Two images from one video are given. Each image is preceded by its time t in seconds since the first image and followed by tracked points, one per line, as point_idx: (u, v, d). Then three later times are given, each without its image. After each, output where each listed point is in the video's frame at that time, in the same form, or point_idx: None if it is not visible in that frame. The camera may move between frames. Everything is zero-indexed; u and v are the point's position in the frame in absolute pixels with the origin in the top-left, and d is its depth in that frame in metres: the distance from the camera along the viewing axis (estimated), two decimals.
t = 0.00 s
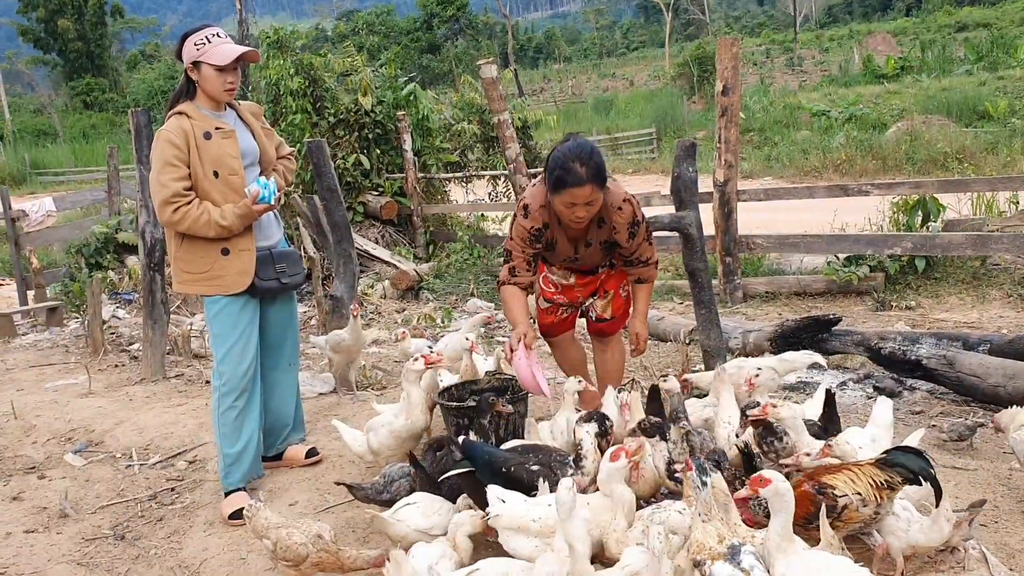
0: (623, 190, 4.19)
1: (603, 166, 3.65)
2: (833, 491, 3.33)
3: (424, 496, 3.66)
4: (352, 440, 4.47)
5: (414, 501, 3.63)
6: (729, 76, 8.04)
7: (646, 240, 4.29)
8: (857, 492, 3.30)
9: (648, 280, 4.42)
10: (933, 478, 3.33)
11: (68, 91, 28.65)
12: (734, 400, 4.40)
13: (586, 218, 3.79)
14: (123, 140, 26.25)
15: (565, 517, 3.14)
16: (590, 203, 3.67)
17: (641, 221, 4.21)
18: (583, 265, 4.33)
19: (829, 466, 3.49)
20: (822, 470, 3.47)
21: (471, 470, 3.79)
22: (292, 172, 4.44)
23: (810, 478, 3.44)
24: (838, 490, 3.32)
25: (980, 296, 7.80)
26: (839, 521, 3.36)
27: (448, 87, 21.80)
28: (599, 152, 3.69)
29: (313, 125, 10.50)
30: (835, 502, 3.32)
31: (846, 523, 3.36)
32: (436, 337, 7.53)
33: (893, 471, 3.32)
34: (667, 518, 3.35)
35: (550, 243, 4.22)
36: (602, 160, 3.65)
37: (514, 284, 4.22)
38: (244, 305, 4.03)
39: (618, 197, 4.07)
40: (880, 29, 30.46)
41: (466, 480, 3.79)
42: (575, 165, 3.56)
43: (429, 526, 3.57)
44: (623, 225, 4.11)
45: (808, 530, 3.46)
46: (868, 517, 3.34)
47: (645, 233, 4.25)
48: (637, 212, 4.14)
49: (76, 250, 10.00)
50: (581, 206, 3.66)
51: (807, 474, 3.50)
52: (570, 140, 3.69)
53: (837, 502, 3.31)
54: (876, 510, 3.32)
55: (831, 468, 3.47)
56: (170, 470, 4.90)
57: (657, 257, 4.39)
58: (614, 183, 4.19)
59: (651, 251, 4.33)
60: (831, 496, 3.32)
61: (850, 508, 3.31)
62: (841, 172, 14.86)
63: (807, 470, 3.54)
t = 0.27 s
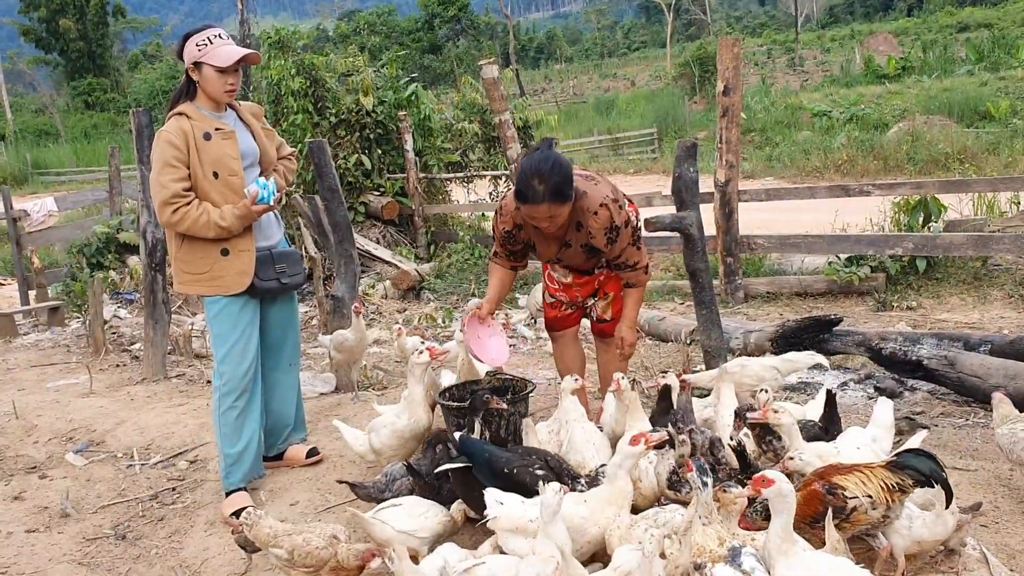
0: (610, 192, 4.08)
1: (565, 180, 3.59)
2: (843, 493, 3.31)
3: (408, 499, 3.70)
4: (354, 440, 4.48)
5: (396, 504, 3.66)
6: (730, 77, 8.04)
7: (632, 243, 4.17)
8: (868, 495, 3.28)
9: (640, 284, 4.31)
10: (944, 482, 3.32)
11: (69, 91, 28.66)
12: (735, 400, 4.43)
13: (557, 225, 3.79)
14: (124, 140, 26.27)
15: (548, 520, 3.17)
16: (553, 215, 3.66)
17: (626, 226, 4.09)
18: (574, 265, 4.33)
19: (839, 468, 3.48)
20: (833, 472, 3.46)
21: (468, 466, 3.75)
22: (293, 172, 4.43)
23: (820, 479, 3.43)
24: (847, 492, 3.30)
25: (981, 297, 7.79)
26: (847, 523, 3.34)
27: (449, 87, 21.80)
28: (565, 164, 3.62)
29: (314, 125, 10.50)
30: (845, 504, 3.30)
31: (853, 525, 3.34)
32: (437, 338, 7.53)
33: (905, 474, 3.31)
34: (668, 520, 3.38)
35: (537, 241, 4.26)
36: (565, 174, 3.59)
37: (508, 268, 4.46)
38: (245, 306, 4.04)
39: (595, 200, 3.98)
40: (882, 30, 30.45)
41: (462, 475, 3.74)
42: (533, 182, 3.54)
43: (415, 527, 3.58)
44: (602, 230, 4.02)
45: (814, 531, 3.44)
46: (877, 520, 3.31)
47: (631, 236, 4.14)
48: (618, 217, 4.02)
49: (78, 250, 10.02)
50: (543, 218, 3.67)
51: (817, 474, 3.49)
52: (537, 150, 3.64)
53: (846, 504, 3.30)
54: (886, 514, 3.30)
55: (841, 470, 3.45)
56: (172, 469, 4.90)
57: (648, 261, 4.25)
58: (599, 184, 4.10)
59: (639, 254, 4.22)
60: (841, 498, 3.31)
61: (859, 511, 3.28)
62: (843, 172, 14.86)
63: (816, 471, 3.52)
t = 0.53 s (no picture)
0: (578, 203, 3.79)
1: (514, 201, 3.44)
2: (836, 494, 3.33)
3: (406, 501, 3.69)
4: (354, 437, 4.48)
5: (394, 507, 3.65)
6: (730, 77, 8.03)
7: (594, 261, 3.85)
8: (861, 495, 3.29)
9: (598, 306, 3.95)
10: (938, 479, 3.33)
11: (69, 90, 28.66)
12: (735, 401, 4.43)
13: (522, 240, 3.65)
14: (125, 139, 26.25)
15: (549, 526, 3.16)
16: (506, 233, 3.55)
17: (590, 241, 3.80)
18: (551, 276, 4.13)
19: (832, 469, 3.50)
20: (827, 473, 3.47)
21: (466, 464, 3.65)
22: (293, 172, 4.43)
23: (814, 481, 3.44)
24: (841, 492, 3.32)
25: (981, 297, 7.79)
26: (842, 523, 3.36)
27: (449, 87, 21.80)
28: (515, 182, 3.47)
29: (314, 125, 10.50)
30: (839, 505, 3.31)
31: (848, 524, 3.36)
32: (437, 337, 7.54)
33: (897, 472, 3.33)
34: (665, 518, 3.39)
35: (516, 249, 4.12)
36: (515, 194, 3.44)
37: (489, 286, 4.27)
38: (244, 305, 4.04)
39: (559, 209, 3.70)
40: (882, 30, 30.44)
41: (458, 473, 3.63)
42: (481, 203, 3.47)
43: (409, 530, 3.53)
44: (562, 247, 3.75)
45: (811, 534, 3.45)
46: (872, 519, 3.33)
47: (595, 252, 3.82)
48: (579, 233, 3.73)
49: (78, 249, 10.02)
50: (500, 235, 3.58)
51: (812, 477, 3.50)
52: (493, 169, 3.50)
53: (841, 505, 3.31)
54: (881, 512, 3.31)
55: (835, 471, 3.47)
56: (171, 469, 4.90)
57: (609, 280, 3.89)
58: (571, 192, 3.83)
59: (602, 272, 3.89)
60: (835, 498, 3.32)
61: (854, 511, 3.31)
62: (842, 172, 14.88)
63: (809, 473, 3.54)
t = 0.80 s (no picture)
0: (561, 223, 3.82)
1: (498, 227, 3.45)
2: (839, 494, 3.30)
3: (407, 498, 3.69)
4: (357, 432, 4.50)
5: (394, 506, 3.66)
6: (730, 76, 8.02)
7: (567, 282, 3.89)
8: (864, 495, 3.27)
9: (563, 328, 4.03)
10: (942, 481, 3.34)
11: (69, 89, 28.67)
12: (734, 399, 4.43)
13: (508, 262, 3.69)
14: (125, 139, 26.24)
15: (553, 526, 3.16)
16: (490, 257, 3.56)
17: (568, 262, 3.84)
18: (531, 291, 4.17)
19: (835, 470, 3.48)
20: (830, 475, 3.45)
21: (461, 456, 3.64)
22: (292, 171, 4.43)
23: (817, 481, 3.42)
24: (844, 493, 3.30)
25: (981, 296, 7.79)
26: (845, 524, 3.33)
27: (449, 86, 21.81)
28: (499, 208, 3.48)
29: (314, 124, 10.50)
30: (842, 505, 3.29)
31: (852, 525, 3.33)
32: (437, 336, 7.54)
33: (901, 473, 3.32)
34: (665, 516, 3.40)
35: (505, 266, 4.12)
36: (499, 221, 3.46)
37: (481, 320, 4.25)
38: (244, 303, 4.03)
39: (544, 229, 3.72)
40: (882, 29, 30.44)
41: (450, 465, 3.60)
42: (466, 233, 3.47)
43: (410, 529, 3.58)
44: (540, 267, 3.80)
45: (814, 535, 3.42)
46: (876, 519, 3.30)
47: (570, 273, 3.86)
48: (558, 256, 3.77)
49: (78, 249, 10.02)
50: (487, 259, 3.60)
51: (815, 478, 3.48)
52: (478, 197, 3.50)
53: (844, 506, 3.29)
54: (885, 512, 3.29)
55: (837, 472, 3.46)
56: (171, 467, 4.90)
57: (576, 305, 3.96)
58: (553, 211, 3.86)
59: (571, 295, 3.94)
60: (838, 499, 3.30)
61: (857, 511, 3.28)
62: (843, 171, 14.89)
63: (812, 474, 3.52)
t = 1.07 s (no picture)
0: (555, 213, 3.86)
1: (492, 214, 3.48)
2: (850, 492, 3.30)
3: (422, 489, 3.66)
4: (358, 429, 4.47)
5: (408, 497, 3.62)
6: (730, 73, 8.00)
7: (561, 272, 3.92)
8: (874, 494, 3.27)
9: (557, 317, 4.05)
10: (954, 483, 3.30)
11: (69, 87, 28.66)
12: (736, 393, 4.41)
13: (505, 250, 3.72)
14: (125, 137, 26.24)
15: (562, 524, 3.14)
16: (487, 244, 3.59)
17: (562, 251, 3.88)
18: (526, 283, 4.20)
19: (846, 467, 3.48)
20: (842, 471, 3.45)
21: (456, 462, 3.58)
22: (293, 168, 4.43)
23: (827, 478, 3.43)
24: (854, 491, 3.29)
25: (982, 294, 7.79)
26: (854, 522, 3.34)
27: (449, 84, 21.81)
28: (493, 195, 3.50)
29: (314, 122, 10.49)
30: (851, 503, 3.29)
31: (860, 523, 3.34)
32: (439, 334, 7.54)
33: (913, 473, 3.31)
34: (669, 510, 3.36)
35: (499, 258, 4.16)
36: (493, 207, 3.48)
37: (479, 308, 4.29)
38: (245, 301, 4.03)
39: (538, 219, 3.76)
40: (882, 27, 30.41)
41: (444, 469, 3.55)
42: (462, 220, 3.49)
43: (422, 520, 3.56)
44: (534, 255, 3.84)
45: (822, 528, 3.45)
46: (886, 518, 3.31)
47: (563, 263, 3.89)
48: (553, 244, 3.82)
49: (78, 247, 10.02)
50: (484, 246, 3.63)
51: (826, 473, 3.48)
52: (474, 183, 3.53)
53: (853, 503, 3.29)
54: (894, 511, 3.29)
55: (848, 469, 3.45)
56: (172, 466, 4.90)
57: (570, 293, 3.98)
58: (547, 201, 3.90)
59: (566, 284, 3.96)
60: (848, 496, 3.30)
61: (866, 510, 3.29)
62: (843, 169, 14.89)
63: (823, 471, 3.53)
